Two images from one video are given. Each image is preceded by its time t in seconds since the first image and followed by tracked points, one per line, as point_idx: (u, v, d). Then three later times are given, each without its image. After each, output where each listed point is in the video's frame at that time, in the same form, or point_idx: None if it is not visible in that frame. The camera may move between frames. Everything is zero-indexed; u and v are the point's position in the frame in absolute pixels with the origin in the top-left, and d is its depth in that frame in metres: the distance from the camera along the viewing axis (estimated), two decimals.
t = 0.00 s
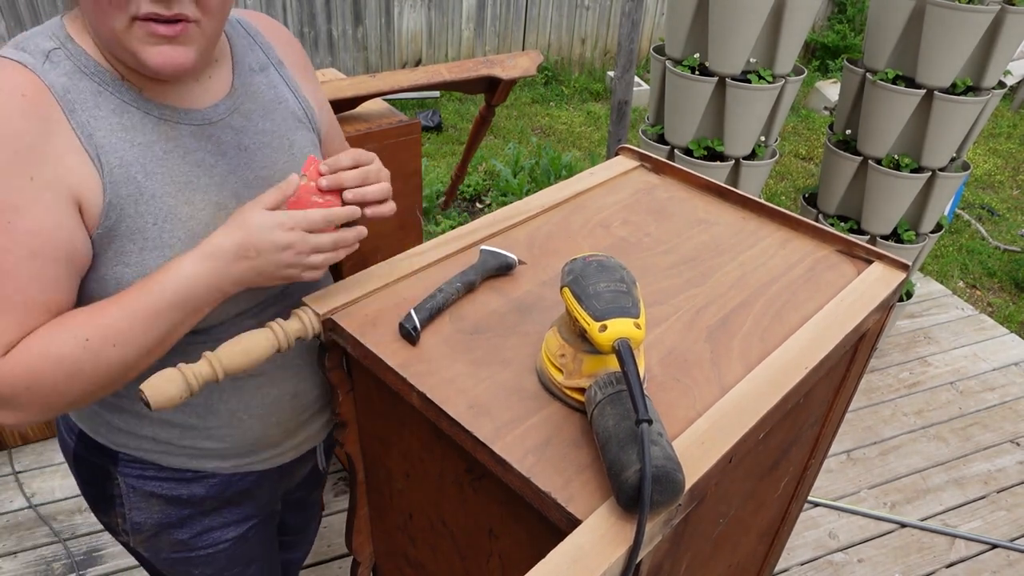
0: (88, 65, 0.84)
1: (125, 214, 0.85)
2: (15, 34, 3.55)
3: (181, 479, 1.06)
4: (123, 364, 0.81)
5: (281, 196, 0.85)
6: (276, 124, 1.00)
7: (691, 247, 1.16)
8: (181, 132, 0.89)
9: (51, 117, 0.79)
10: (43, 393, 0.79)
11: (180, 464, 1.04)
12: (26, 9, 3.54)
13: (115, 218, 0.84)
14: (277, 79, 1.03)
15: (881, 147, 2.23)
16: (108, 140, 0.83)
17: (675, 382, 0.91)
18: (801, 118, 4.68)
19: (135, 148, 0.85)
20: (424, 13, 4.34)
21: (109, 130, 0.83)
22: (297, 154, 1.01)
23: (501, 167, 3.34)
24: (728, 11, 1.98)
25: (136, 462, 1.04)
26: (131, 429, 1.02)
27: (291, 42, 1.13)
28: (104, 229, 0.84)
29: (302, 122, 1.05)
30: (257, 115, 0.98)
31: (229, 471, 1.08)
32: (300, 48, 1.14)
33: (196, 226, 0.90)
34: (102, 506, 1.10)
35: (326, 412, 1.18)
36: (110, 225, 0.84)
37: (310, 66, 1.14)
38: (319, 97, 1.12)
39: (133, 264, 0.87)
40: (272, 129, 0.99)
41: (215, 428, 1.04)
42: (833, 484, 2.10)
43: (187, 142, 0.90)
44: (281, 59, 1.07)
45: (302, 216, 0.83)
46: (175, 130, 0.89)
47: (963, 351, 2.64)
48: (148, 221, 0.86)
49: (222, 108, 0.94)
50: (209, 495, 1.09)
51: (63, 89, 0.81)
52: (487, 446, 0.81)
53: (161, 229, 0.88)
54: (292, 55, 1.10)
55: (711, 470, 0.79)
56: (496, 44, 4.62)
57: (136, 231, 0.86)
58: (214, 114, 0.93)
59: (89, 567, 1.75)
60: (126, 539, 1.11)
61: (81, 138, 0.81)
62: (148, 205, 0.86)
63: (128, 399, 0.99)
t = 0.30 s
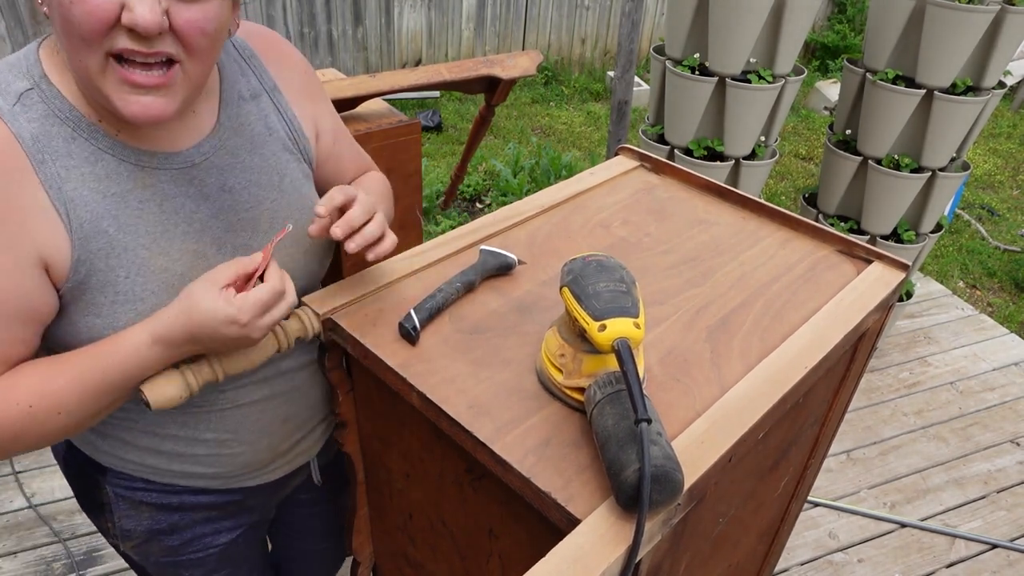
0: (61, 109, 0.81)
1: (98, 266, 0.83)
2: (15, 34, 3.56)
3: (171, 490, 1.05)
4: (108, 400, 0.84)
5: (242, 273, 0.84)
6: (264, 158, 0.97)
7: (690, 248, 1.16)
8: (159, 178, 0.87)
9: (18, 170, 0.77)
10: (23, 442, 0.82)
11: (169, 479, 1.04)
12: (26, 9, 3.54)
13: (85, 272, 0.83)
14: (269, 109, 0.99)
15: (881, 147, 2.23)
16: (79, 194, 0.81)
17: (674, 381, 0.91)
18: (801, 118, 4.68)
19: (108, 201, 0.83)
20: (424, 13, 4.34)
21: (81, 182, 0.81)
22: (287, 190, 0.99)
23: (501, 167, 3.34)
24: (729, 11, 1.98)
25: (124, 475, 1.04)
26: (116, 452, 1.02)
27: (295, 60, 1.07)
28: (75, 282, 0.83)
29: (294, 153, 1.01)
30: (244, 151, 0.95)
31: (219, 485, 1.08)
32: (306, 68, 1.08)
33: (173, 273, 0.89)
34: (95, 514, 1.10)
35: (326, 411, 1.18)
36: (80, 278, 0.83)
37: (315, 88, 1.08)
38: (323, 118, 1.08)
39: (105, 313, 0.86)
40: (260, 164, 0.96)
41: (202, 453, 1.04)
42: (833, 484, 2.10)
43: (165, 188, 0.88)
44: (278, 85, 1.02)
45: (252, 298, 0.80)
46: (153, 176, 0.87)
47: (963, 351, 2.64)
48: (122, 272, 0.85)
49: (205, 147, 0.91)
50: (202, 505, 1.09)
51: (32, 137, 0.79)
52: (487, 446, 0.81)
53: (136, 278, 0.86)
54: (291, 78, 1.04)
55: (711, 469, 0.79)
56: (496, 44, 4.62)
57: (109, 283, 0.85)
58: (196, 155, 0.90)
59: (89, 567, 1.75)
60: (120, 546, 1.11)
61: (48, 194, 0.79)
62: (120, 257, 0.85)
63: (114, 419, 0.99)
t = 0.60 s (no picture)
0: (94, 119, 0.82)
1: (113, 277, 0.85)
2: (15, 34, 3.56)
3: (172, 496, 1.05)
4: (100, 400, 0.85)
5: (249, 303, 0.85)
6: (291, 179, 0.98)
7: (691, 248, 1.16)
8: (185, 194, 0.88)
9: (44, 179, 0.77)
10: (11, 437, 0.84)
11: (169, 486, 1.04)
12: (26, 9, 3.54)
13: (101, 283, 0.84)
14: (302, 128, 1.01)
15: (881, 147, 2.23)
16: (104, 206, 0.82)
17: (675, 382, 0.91)
18: (801, 118, 4.68)
19: (132, 215, 0.84)
20: (424, 13, 4.34)
21: (108, 193, 0.82)
22: (309, 211, 1.00)
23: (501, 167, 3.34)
24: (728, 11, 1.98)
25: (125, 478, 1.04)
26: (119, 455, 1.02)
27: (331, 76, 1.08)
28: (90, 292, 0.84)
29: (320, 175, 1.03)
30: (273, 170, 0.96)
31: (217, 493, 1.07)
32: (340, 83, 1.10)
33: (187, 291, 0.90)
34: (99, 511, 1.11)
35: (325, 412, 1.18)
36: (95, 288, 0.84)
37: (346, 104, 1.10)
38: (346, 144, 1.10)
39: (115, 322, 0.88)
40: (286, 186, 0.98)
41: (202, 463, 1.04)
42: (833, 484, 2.10)
43: (190, 204, 0.89)
44: (312, 104, 1.04)
45: (243, 334, 0.81)
46: (181, 191, 0.88)
47: (963, 352, 2.64)
48: (137, 287, 0.87)
49: (235, 164, 0.92)
50: (203, 511, 1.08)
51: (62, 146, 0.79)
52: (487, 446, 0.81)
53: (150, 292, 0.88)
54: (327, 97, 1.06)
55: (711, 469, 0.79)
56: (496, 44, 4.62)
57: (123, 295, 0.86)
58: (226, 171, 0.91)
59: (89, 567, 1.75)
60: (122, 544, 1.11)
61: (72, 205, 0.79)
62: (136, 271, 0.86)
63: (121, 420, 1.00)
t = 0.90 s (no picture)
0: (167, 113, 0.87)
1: (171, 262, 0.90)
2: (15, 34, 3.57)
3: (200, 476, 1.09)
4: (107, 381, 0.87)
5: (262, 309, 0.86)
6: (343, 177, 1.03)
7: (691, 248, 1.16)
8: (244, 188, 0.93)
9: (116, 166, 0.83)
10: (12, 400, 0.86)
11: (200, 465, 1.08)
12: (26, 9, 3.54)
13: (161, 266, 0.90)
14: (360, 128, 1.06)
15: (881, 147, 2.23)
16: (169, 196, 0.87)
17: (676, 382, 0.91)
18: (801, 118, 4.68)
19: (196, 206, 0.89)
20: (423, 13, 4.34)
21: (174, 184, 0.88)
22: (357, 209, 1.05)
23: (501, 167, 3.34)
24: (729, 11, 1.98)
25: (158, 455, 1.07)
26: (155, 431, 1.06)
27: (397, 66, 1.13)
28: (149, 273, 0.90)
29: (372, 174, 1.08)
30: (327, 168, 1.01)
31: (244, 476, 1.11)
32: (409, 72, 1.15)
33: (239, 279, 0.96)
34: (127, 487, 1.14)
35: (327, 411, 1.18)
36: (153, 271, 0.90)
37: (411, 97, 1.14)
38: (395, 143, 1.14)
39: (167, 305, 0.93)
40: (339, 184, 1.03)
41: (235, 444, 1.07)
42: (833, 484, 2.10)
43: (248, 198, 0.94)
44: (372, 104, 1.08)
45: (244, 335, 0.82)
46: (240, 186, 0.93)
47: (963, 351, 2.64)
48: (193, 273, 0.92)
49: (294, 161, 0.97)
50: (228, 493, 1.12)
51: (136, 137, 0.85)
52: (488, 447, 0.81)
53: (205, 279, 0.93)
54: (388, 94, 1.11)
55: (712, 470, 0.79)
56: (496, 44, 4.63)
57: (179, 279, 0.92)
58: (284, 168, 0.96)
59: (89, 567, 1.75)
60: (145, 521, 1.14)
61: (140, 194, 0.85)
62: (193, 258, 0.91)
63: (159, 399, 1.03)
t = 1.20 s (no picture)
0: (237, 98, 0.91)
1: (236, 238, 0.94)
2: (15, 34, 3.58)
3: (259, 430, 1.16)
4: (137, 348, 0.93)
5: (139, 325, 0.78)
6: (402, 161, 1.06)
7: (691, 248, 1.16)
8: (306, 170, 0.97)
9: (186, 148, 0.88)
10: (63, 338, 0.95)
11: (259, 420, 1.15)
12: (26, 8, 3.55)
13: (227, 241, 0.94)
14: (420, 114, 1.08)
15: (881, 147, 2.23)
16: (234, 176, 0.91)
17: (675, 381, 0.91)
18: (801, 118, 4.68)
19: (260, 185, 0.93)
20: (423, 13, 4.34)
21: (240, 165, 0.92)
22: (412, 191, 1.08)
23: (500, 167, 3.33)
24: (729, 11, 1.98)
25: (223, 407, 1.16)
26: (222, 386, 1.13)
27: (463, 55, 1.16)
28: (215, 247, 0.95)
29: (430, 158, 1.10)
30: (386, 153, 1.04)
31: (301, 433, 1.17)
32: (470, 62, 1.16)
33: (301, 255, 0.99)
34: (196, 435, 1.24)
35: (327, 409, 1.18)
36: (220, 245, 0.95)
37: (471, 85, 1.16)
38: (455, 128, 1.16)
39: (233, 277, 0.98)
40: (397, 167, 1.06)
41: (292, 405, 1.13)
42: (833, 484, 2.10)
43: (310, 180, 0.97)
44: (432, 91, 1.10)
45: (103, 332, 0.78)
46: (303, 168, 0.96)
47: (963, 351, 2.64)
48: (257, 248, 0.96)
49: (355, 146, 1.00)
50: (283, 449, 1.19)
51: (207, 121, 0.90)
52: (487, 446, 0.81)
53: (269, 255, 0.97)
54: (450, 80, 1.13)
55: (711, 469, 0.79)
56: (496, 44, 4.63)
57: (244, 254, 0.96)
58: (345, 152, 0.99)
59: (89, 567, 1.75)
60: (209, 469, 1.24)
61: (209, 173, 0.90)
62: (256, 235, 0.95)
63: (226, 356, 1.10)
